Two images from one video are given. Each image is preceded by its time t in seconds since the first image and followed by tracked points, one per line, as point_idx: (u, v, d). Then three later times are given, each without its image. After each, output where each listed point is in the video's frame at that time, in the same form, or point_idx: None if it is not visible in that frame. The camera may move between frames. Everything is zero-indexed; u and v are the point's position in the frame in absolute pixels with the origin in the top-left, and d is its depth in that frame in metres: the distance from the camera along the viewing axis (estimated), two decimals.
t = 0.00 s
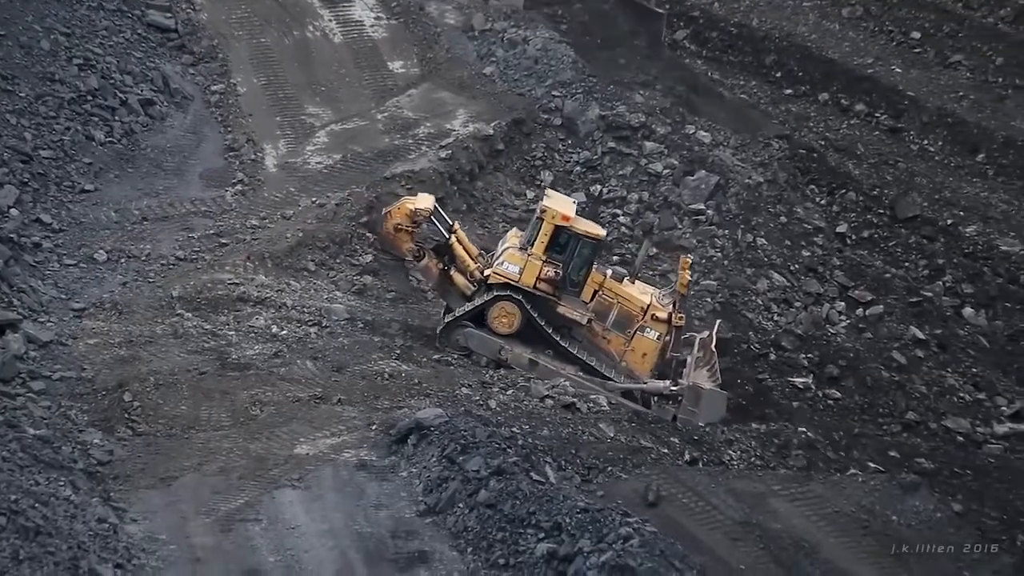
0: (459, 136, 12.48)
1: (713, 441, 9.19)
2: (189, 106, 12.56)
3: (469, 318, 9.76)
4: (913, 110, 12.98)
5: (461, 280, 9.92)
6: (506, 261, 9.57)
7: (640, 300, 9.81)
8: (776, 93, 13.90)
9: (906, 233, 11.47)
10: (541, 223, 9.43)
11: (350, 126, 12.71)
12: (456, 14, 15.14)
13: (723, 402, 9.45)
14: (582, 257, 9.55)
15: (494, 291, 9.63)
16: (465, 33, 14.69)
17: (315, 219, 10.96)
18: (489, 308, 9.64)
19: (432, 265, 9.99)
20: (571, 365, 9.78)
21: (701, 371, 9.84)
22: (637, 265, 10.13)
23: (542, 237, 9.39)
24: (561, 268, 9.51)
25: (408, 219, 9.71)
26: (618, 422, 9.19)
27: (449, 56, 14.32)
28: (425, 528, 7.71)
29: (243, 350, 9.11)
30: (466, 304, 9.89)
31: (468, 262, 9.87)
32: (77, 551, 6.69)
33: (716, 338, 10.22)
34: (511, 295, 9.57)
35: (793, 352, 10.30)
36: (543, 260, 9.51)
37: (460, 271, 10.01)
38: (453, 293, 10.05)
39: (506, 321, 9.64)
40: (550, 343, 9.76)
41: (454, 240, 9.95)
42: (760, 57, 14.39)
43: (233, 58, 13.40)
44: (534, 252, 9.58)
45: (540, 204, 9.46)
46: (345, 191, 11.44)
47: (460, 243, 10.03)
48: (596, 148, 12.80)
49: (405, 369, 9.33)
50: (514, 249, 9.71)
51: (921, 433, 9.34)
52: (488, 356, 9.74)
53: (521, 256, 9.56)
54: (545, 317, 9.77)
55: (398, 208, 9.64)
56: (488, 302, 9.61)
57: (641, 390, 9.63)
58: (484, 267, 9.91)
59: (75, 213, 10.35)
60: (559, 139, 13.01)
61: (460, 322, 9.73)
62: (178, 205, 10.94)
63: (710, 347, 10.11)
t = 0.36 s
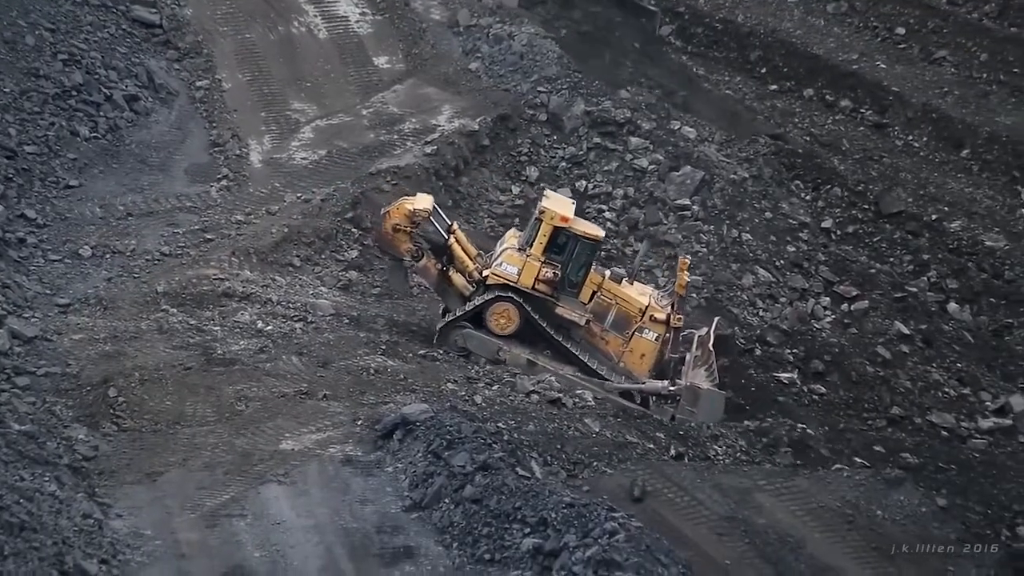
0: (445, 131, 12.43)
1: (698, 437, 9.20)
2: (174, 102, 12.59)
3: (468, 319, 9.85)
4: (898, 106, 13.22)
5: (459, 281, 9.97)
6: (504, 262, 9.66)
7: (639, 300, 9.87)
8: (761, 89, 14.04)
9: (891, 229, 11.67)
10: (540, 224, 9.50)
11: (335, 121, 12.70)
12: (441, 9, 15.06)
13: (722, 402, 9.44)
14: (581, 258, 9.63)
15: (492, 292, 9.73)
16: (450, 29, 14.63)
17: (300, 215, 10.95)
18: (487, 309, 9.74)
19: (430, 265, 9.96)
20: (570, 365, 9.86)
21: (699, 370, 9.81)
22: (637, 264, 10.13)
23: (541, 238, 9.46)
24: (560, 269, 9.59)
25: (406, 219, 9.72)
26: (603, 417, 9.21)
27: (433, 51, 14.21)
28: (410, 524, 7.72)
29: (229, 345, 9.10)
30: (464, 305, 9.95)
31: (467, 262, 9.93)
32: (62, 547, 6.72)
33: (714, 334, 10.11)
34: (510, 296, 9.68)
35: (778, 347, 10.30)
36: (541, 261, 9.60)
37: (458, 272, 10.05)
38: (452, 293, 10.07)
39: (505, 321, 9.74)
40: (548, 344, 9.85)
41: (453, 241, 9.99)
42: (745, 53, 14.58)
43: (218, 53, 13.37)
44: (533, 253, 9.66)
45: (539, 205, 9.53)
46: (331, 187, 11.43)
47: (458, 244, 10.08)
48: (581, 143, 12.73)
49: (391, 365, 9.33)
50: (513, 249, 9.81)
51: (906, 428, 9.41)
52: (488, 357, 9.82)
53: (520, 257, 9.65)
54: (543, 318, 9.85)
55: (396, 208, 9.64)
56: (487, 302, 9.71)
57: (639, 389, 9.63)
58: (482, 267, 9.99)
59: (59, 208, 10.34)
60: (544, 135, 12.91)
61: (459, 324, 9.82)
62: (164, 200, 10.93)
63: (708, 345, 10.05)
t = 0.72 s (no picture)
0: (431, 123, 12.41)
1: (684, 429, 9.21)
2: (160, 94, 12.55)
3: (467, 318, 9.79)
4: (884, 98, 13.08)
5: (458, 279, 9.89)
6: (503, 260, 9.59)
7: (638, 297, 9.83)
8: (747, 81, 13.92)
9: (876, 221, 11.64)
10: (538, 222, 9.43)
11: (321, 113, 12.69)
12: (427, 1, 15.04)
13: (721, 397, 9.50)
14: (579, 255, 9.57)
15: (490, 291, 9.66)
16: (436, 21, 14.60)
17: (286, 206, 10.89)
18: (486, 307, 9.67)
19: (428, 264, 9.90)
20: (569, 363, 9.83)
21: (698, 366, 9.88)
22: (634, 261, 10.14)
23: (539, 235, 9.40)
24: (558, 267, 9.53)
25: (404, 218, 9.70)
26: (589, 410, 9.22)
27: (419, 43, 14.15)
28: (396, 516, 7.71)
29: (215, 337, 9.09)
30: (463, 304, 9.90)
31: (465, 260, 9.86)
32: (47, 539, 6.71)
33: (712, 330, 10.22)
34: (509, 294, 9.62)
35: (764, 340, 10.40)
36: (540, 259, 9.52)
37: (457, 270, 9.98)
38: (451, 292, 9.99)
39: (504, 319, 9.68)
40: (548, 342, 9.81)
41: (452, 239, 9.95)
42: (731, 45, 14.33)
43: (204, 45, 13.33)
44: (531, 251, 9.59)
45: (537, 202, 9.45)
46: (317, 178, 11.40)
47: (457, 242, 10.02)
48: (567, 135, 12.75)
49: (377, 357, 9.32)
50: (511, 247, 9.74)
51: (892, 420, 9.46)
52: (487, 355, 9.77)
53: (518, 255, 9.59)
54: (542, 316, 9.80)
55: (394, 207, 9.63)
56: (485, 301, 9.64)
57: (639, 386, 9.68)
58: (481, 266, 9.93)
59: (45, 200, 10.33)
60: (530, 127, 12.91)
61: (459, 322, 9.77)
62: (150, 192, 10.92)
63: (707, 340, 10.13)
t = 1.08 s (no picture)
0: (413, 120, 12.42)
1: (667, 425, 9.22)
2: (143, 90, 12.54)
3: (462, 320, 9.77)
4: (866, 94, 13.16)
5: (452, 282, 9.91)
6: (497, 261, 9.59)
7: (632, 297, 9.84)
8: (730, 77, 14.04)
9: (859, 217, 11.73)
10: (532, 222, 9.46)
11: (304, 110, 12.67)
12: None
13: (717, 395, 9.50)
14: (573, 255, 9.60)
15: (485, 292, 9.63)
16: (419, 17, 14.79)
17: (269, 203, 10.86)
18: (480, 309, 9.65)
19: (423, 266, 9.90)
20: (565, 363, 9.78)
21: (694, 365, 9.90)
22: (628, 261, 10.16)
23: (534, 236, 9.43)
24: (553, 267, 9.57)
25: (398, 222, 9.62)
26: (572, 406, 9.20)
27: (402, 40, 14.23)
28: (379, 513, 7.72)
29: (198, 334, 9.07)
30: (458, 306, 9.89)
31: (459, 263, 9.88)
32: (29, 536, 6.74)
33: (707, 329, 10.25)
34: (503, 295, 9.61)
35: (747, 336, 10.39)
36: (534, 259, 9.55)
37: (451, 272, 10.00)
38: (445, 295, 10.03)
39: (499, 321, 9.66)
40: (543, 342, 9.77)
41: (445, 241, 9.92)
42: (714, 41, 14.49)
43: (187, 41, 13.29)
44: (525, 252, 9.60)
45: (530, 203, 9.48)
46: (300, 174, 11.37)
47: (450, 244, 10.01)
48: (550, 132, 12.71)
49: (360, 354, 9.31)
50: (505, 249, 9.76)
51: (874, 416, 9.52)
52: (482, 357, 9.76)
53: (512, 256, 9.59)
54: (537, 317, 9.78)
55: (389, 211, 9.53)
56: (479, 303, 9.62)
57: (635, 385, 9.61)
58: (475, 268, 9.93)
59: (26, 197, 10.32)
60: (513, 124, 12.88)
61: (453, 325, 9.75)
62: (132, 188, 10.92)
63: (702, 339, 10.16)
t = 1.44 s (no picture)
0: (367, 118, 12.23)
1: (621, 423, 9.21)
2: (94, 89, 12.36)
3: (427, 323, 9.77)
4: (818, 93, 13.39)
5: (417, 285, 9.87)
6: (461, 264, 9.55)
7: (597, 297, 9.89)
8: (683, 75, 14.13)
9: (812, 215, 11.98)
10: (496, 224, 9.41)
11: (256, 108, 12.52)
12: None
13: (682, 396, 9.44)
14: (538, 257, 9.60)
15: (450, 295, 9.63)
16: (373, 16, 14.35)
17: (222, 201, 10.76)
18: (446, 312, 9.64)
19: (388, 271, 10.00)
20: (531, 365, 9.78)
21: (660, 366, 9.86)
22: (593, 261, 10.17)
23: (497, 238, 9.39)
24: (517, 269, 9.54)
25: (362, 226, 9.73)
26: (526, 404, 9.20)
27: (356, 38, 13.91)
28: (332, 512, 7.71)
29: (150, 333, 9.03)
30: (424, 309, 9.85)
31: (423, 266, 9.83)
32: None
33: (674, 331, 10.20)
34: (468, 298, 9.59)
35: (701, 333, 10.45)
36: (498, 262, 9.52)
37: (417, 276, 9.96)
38: (411, 299, 10.01)
39: (465, 323, 9.66)
40: (509, 344, 9.78)
41: (410, 245, 9.91)
42: (667, 40, 14.59)
43: (138, 40, 13.12)
44: (490, 254, 9.57)
45: (494, 205, 9.43)
46: (253, 173, 11.28)
47: (416, 248, 9.99)
48: (503, 130, 12.65)
49: (313, 352, 9.27)
50: (470, 252, 9.71)
51: (826, 413, 9.60)
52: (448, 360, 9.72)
53: (477, 259, 9.56)
54: (503, 319, 9.78)
55: (352, 215, 9.66)
56: (445, 306, 9.60)
57: (602, 386, 9.62)
58: (440, 270, 9.89)
59: None
60: (467, 122, 12.74)
61: (419, 328, 9.74)
62: (83, 187, 10.83)
63: (668, 341, 10.11)
